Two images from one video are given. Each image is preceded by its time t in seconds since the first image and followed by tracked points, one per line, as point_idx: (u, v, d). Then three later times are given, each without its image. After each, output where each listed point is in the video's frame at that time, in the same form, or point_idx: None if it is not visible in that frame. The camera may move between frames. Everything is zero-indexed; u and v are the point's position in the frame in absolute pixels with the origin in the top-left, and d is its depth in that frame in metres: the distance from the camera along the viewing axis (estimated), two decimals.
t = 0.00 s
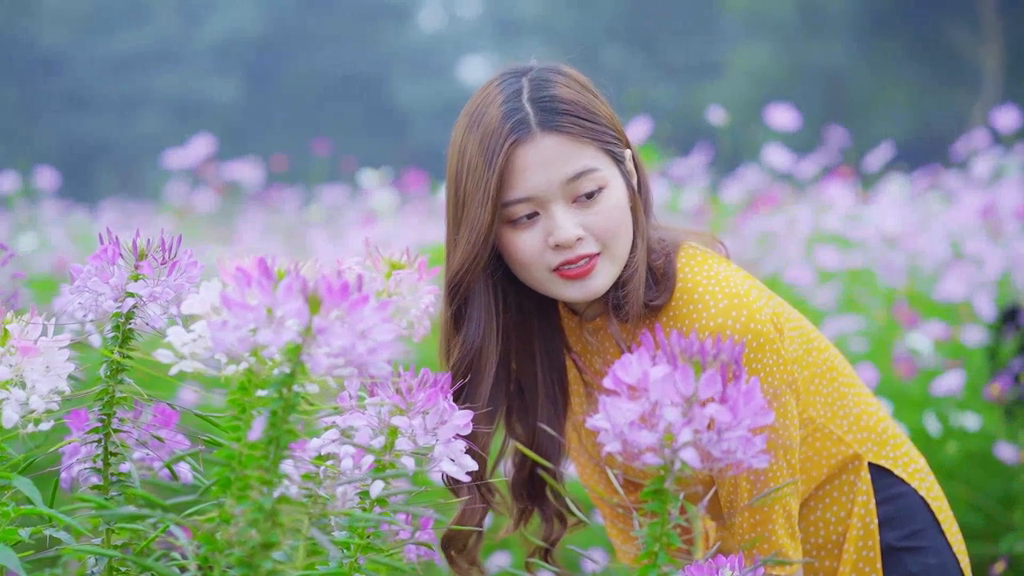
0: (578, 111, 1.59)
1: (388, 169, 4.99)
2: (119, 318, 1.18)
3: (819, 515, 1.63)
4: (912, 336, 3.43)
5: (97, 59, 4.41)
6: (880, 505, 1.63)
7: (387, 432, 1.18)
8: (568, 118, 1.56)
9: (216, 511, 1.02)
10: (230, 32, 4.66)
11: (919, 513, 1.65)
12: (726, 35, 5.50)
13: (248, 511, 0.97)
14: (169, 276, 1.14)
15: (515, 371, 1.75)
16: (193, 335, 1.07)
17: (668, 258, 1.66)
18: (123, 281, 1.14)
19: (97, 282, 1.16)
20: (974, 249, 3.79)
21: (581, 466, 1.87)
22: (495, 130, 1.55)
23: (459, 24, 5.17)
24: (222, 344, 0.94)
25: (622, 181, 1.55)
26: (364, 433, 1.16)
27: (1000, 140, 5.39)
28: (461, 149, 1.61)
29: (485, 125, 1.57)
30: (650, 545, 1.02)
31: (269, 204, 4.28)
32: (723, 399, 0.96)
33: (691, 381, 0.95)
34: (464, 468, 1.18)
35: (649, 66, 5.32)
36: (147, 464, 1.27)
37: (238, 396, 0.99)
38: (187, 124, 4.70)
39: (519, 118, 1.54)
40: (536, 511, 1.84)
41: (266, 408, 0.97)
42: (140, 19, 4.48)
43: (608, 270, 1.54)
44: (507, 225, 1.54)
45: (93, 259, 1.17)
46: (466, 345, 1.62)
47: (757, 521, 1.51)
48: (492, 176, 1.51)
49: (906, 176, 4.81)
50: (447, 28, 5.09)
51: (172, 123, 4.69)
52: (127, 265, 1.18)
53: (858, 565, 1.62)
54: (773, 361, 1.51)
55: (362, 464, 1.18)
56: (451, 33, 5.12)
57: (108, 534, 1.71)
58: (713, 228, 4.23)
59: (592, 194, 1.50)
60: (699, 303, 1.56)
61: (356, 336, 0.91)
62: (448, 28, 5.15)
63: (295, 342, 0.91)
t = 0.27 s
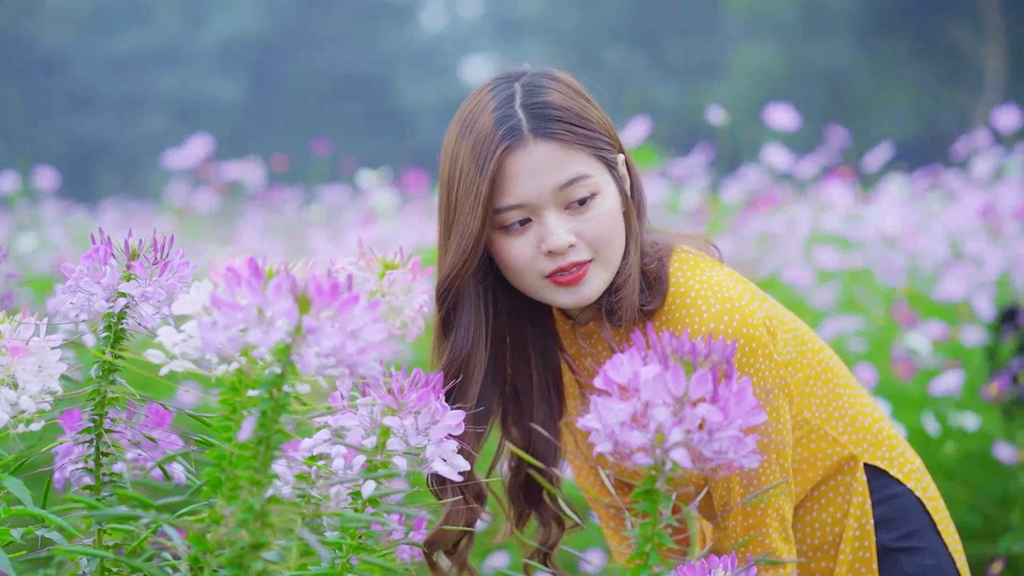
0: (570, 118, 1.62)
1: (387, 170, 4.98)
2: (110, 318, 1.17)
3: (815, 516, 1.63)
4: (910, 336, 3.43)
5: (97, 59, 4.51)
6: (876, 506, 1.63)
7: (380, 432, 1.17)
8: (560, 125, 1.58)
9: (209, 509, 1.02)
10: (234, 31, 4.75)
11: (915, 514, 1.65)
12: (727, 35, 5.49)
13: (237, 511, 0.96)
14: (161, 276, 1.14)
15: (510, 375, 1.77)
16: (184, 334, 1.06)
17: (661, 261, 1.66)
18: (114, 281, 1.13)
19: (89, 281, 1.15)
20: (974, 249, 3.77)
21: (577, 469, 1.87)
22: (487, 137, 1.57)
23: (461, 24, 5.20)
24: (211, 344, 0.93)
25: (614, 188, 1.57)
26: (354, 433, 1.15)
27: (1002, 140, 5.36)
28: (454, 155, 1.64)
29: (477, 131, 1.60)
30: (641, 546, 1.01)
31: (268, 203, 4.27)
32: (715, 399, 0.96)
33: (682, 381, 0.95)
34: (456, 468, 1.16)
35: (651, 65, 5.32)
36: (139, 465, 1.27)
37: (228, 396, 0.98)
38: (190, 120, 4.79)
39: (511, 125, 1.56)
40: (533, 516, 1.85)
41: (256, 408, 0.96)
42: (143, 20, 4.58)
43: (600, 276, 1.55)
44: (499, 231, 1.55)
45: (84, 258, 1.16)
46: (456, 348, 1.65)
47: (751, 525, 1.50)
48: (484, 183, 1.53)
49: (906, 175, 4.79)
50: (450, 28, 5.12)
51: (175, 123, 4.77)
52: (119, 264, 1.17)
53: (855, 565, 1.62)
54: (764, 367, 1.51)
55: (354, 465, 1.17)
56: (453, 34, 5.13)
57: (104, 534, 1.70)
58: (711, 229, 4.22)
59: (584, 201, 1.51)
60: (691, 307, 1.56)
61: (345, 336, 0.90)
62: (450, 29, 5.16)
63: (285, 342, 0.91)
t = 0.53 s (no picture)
0: (557, 120, 1.62)
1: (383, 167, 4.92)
2: (97, 316, 1.14)
3: (808, 516, 1.63)
4: (908, 335, 3.43)
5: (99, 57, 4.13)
6: (867, 505, 1.63)
7: (367, 431, 1.13)
8: (548, 127, 1.58)
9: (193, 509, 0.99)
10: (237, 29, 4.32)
11: (907, 512, 1.65)
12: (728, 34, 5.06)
13: (222, 509, 0.92)
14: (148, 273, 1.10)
15: (501, 376, 1.78)
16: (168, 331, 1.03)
17: (650, 263, 1.66)
18: (100, 279, 1.10)
19: (75, 279, 1.13)
20: (973, 249, 3.78)
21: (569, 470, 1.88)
22: (475, 139, 1.57)
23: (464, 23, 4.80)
24: (194, 342, 0.90)
25: (602, 191, 1.58)
26: (342, 433, 1.12)
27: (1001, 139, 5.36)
28: (441, 157, 1.64)
29: (465, 133, 1.60)
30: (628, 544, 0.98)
31: (267, 200, 4.24)
32: (702, 397, 0.93)
33: (669, 379, 0.92)
34: (445, 467, 1.14)
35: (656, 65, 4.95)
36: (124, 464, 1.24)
37: (213, 396, 0.95)
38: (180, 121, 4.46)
39: (499, 127, 1.56)
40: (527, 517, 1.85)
41: (241, 406, 0.93)
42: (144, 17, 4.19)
43: (587, 279, 1.55)
44: (486, 233, 1.55)
45: (73, 256, 1.13)
46: (442, 350, 1.64)
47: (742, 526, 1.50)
48: (471, 185, 1.53)
49: (905, 174, 4.79)
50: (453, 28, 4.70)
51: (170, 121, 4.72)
52: (106, 262, 1.14)
53: (847, 565, 1.62)
54: (753, 368, 1.51)
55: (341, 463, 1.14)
56: (453, 34, 4.71)
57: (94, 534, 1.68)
58: (708, 231, 4.29)
59: (572, 203, 1.52)
60: (679, 309, 1.56)
61: (331, 333, 0.87)
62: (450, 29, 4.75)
63: (270, 340, 0.87)
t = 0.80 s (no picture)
0: (545, 121, 1.61)
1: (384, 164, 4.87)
2: (83, 313, 1.09)
3: (802, 513, 1.63)
4: (907, 333, 3.41)
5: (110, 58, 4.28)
6: (862, 503, 1.62)
7: (356, 427, 1.12)
8: (536, 128, 1.57)
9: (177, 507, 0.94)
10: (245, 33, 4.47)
11: (903, 510, 1.64)
12: (734, 31, 5.29)
13: (207, 505, 0.88)
14: (138, 270, 1.06)
15: (491, 378, 1.77)
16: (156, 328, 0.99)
17: (640, 262, 1.65)
18: (86, 275, 1.05)
19: (60, 276, 1.07)
20: (972, 246, 3.77)
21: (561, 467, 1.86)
22: (462, 140, 1.56)
23: (469, 23, 4.92)
24: (178, 338, 0.88)
25: (590, 192, 1.57)
26: (329, 429, 1.11)
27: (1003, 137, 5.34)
28: (429, 158, 1.63)
29: (452, 135, 1.59)
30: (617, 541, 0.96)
31: (267, 199, 4.22)
32: (690, 392, 0.93)
33: (658, 375, 0.91)
34: (433, 464, 1.13)
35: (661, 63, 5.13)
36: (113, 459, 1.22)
37: (199, 390, 0.91)
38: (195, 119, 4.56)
39: (487, 128, 1.56)
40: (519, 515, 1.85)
41: (227, 401, 0.89)
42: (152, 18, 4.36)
43: (576, 279, 1.54)
44: (474, 235, 1.54)
45: (58, 251, 1.08)
46: (431, 353, 1.63)
47: (734, 527, 1.48)
48: (459, 187, 1.52)
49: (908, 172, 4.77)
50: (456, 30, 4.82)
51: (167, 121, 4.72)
52: (93, 258, 1.09)
53: (842, 563, 1.61)
54: (743, 368, 1.49)
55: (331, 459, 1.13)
56: (458, 34, 4.84)
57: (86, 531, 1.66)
58: (708, 230, 4.27)
59: (560, 205, 1.51)
60: (669, 309, 1.54)
61: (316, 329, 0.85)
62: (455, 28, 4.87)
63: (255, 336, 0.85)
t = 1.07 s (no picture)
0: (535, 118, 1.60)
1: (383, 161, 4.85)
2: (73, 306, 1.10)
3: (796, 509, 1.62)
4: (908, 331, 3.38)
5: (115, 57, 4.23)
6: (857, 499, 1.62)
7: (345, 421, 1.10)
8: (525, 125, 1.56)
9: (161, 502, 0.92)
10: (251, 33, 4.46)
11: (897, 505, 1.64)
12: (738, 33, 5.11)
13: (193, 499, 0.87)
14: (127, 262, 1.07)
15: (482, 377, 1.76)
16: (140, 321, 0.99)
17: (632, 259, 1.64)
18: (76, 267, 1.06)
19: (49, 269, 1.08)
20: (974, 244, 3.76)
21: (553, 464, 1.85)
22: (451, 138, 1.55)
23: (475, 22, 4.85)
24: (163, 330, 0.86)
25: (580, 190, 1.56)
26: (318, 422, 1.09)
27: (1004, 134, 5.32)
28: (418, 156, 1.62)
29: (441, 133, 1.58)
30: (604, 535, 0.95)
31: (268, 197, 4.22)
32: (680, 384, 0.92)
33: (646, 367, 0.91)
34: (423, 459, 1.11)
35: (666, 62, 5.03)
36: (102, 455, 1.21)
37: (187, 383, 0.89)
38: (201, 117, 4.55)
39: (476, 126, 1.55)
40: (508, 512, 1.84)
41: (212, 394, 0.87)
42: (154, 19, 4.30)
43: (567, 277, 1.54)
44: (464, 233, 1.54)
45: (46, 244, 1.09)
46: (423, 352, 1.63)
47: (727, 525, 1.47)
48: (448, 186, 1.51)
49: (910, 169, 4.75)
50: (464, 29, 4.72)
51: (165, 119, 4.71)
52: (81, 252, 1.10)
53: (837, 559, 1.60)
54: (738, 364, 1.48)
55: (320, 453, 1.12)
56: (463, 34, 4.74)
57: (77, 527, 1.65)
58: (708, 227, 4.24)
59: (551, 203, 1.51)
60: (662, 306, 1.53)
61: (303, 321, 0.83)
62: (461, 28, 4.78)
63: (241, 328, 0.83)
